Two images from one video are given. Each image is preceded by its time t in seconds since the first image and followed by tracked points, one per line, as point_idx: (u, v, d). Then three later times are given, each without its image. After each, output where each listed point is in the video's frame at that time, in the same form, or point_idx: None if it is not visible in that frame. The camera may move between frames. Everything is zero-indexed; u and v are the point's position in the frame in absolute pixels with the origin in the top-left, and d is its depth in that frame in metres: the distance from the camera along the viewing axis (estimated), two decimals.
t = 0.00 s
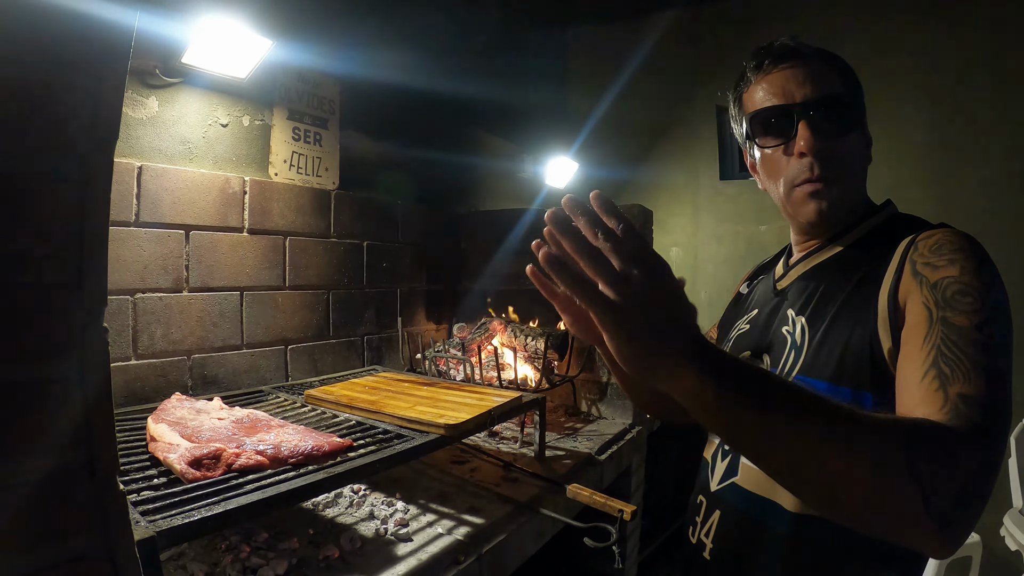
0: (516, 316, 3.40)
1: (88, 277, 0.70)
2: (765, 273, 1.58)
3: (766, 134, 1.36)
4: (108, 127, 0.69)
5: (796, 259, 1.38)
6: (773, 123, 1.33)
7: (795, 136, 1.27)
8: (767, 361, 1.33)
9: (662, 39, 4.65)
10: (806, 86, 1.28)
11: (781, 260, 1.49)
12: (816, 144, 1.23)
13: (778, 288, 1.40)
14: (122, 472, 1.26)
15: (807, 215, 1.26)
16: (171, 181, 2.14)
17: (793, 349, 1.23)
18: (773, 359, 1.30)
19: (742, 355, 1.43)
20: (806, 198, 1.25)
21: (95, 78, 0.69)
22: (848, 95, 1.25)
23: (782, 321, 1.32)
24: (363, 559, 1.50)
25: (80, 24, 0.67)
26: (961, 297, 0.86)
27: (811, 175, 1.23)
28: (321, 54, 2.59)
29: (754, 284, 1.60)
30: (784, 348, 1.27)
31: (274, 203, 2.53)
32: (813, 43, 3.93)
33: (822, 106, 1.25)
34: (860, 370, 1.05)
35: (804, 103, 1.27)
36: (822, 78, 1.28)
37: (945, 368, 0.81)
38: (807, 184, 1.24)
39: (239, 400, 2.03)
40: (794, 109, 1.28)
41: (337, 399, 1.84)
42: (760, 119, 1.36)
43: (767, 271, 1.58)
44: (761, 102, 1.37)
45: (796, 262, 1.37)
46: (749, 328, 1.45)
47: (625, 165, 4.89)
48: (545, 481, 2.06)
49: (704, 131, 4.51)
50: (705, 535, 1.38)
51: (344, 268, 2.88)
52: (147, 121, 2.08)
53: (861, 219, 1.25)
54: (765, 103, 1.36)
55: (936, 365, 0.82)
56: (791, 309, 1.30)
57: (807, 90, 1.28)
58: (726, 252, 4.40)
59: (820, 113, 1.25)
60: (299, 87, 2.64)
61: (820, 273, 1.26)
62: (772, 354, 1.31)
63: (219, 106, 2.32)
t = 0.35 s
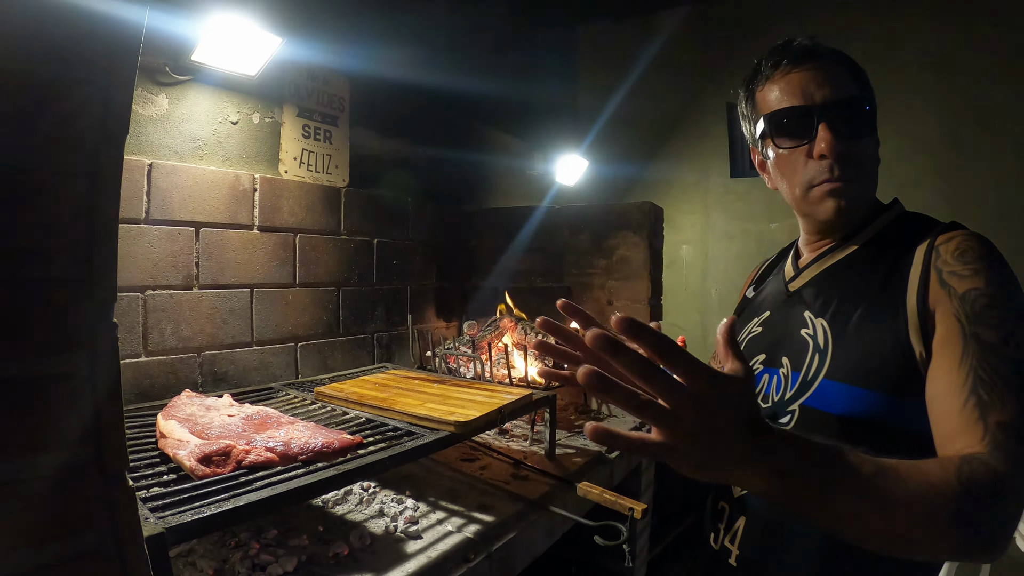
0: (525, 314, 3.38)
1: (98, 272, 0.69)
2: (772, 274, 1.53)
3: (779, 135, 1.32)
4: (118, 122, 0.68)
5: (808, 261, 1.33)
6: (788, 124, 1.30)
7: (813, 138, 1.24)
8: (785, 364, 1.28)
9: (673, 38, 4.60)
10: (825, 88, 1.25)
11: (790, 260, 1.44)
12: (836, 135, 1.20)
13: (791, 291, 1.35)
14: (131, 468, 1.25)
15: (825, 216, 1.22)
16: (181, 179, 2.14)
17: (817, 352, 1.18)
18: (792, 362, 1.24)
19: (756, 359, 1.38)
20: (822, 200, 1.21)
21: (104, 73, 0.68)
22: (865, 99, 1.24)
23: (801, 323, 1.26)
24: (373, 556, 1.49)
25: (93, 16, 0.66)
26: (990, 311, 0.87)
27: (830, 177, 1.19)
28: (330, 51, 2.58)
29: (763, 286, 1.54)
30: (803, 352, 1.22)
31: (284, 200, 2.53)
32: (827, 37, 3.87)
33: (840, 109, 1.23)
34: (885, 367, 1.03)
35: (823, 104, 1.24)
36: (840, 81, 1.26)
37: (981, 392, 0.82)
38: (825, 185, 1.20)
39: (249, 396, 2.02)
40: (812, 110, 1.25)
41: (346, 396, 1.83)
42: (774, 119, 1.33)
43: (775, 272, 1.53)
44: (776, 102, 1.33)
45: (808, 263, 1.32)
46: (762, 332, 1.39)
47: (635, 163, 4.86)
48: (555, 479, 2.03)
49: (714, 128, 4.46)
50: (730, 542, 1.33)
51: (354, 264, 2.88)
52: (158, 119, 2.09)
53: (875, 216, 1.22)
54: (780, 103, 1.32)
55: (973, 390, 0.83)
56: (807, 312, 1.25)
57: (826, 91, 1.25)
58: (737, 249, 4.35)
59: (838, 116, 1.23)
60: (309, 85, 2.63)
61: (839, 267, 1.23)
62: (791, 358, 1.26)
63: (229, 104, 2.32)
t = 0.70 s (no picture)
0: (531, 314, 3.37)
1: (102, 274, 0.69)
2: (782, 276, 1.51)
3: (787, 125, 1.31)
4: (120, 121, 0.68)
5: (820, 262, 1.31)
6: (797, 111, 1.27)
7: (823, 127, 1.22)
8: (800, 373, 1.26)
9: (678, 35, 4.57)
10: (835, 76, 1.24)
11: (800, 261, 1.42)
12: (848, 127, 1.17)
13: (804, 293, 1.32)
14: (138, 470, 1.25)
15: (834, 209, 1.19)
16: (186, 181, 2.14)
17: (839, 358, 1.16)
18: (811, 371, 1.22)
19: (768, 365, 1.37)
20: (832, 192, 1.18)
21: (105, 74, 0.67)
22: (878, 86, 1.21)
23: (818, 329, 1.24)
24: (379, 557, 1.48)
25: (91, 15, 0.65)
26: None
27: (840, 168, 1.17)
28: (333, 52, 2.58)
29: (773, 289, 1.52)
30: (819, 360, 1.21)
31: (290, 200, 2.53)
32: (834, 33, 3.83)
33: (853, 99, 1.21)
34: (910, 372, 1.02)
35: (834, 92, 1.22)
36: (852, 69, 1.24)
37: None
38: (835, 176, 1.17)
39: (256, 397, 2.02)
40: (823, 98, 1.23)
41: (353, 397, 1.83)
42: (783, 108, 1.31)
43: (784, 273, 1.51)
44: (785, 91, 1.32)
45: (821, 265, 1.30)
46: (775, 336, 1.37)
47: (641, 161, 4.83)
48: (562, 479, 2.02)
49: (721, 126, 4.42)
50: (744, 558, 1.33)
51: (359, 265, 2.88)
52: (163, 121, 2.10)
53: (889, 214, 1.20)
54: (789, 92, 1.31)
55: None
56: (824, 315, 1.23)
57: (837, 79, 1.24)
58: (745, 247, 4.32)
59: (849, 102, 1.21)
60: (314, 86, 2.63)
61: (852, 266, 1.20)
62: (808, 365, 1.24)
63: (234, 105, 2.33)
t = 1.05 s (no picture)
0: (531, 310, 3.36)
1: (98, 269, 0.68)
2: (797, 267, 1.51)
3: (794, 107, 1.29)
4: (118, 106, 0.67)
5: (834, 252, 1.31)
6: (805, 94, 1.26)
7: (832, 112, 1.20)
8: (812, 369, 1.26)
9: (681, 31, 4.54)
10: (842, 55, 1.22)
11: (815, 251, 1.42)
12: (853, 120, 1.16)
13: (816, 284, 1.33)
14: (135, 466, 1.25)
15: (844, 197, 1.19)
16: (184, 175, 2.13)
17: (847, 355, 1.16)
18: (822, 366, 1.22)
19: (780, 362, 1.37)
20: (842, 180, 1.18)
21: (104, 69, 0.66)
22: (886, 67, 1.19)
23: (829, 322, 1.24)
24: (378, 554, 1.48)
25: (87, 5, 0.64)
26: None
27: (849, 156, 1.16)
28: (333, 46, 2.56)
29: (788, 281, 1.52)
30: (829, 356, 1.21)
31: (289, 195, 2.52)
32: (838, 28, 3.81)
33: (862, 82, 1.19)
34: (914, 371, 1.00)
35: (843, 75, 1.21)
36: (859, 50, 1.22)
37: None
38: (843, 164, 1.17)
39: (255, 394, 2.02)
40: (828, 79, 1.22)
41: (352, 393, 1.82)
42: (791, 90, 1.29)
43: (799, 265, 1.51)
44: (792, 71, 1.29)
45: (835, 255, 1.30)
46: (787, 330, 1.38)
47: (642, 157, 4.81)
48: (562, 476, 2.01)
49: (723, 121, 4.40)
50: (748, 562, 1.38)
51: (359, 260, 2.87)
52: (162, 116, 2.09)
53: (903, 204, 1.18)
54: (795, 73, 1.29)
55: None
56: (836, 308, 1.23)
57: (845, 62, 1.22)
58: (746, 244, 4.31)
59: (858, 86, 1.19)
60: (314, 81, 2.62)
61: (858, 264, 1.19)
62: (819, 361, 1.24)
63: (233, 100, 2.31)
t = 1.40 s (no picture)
0: (531, 308, 3.36)
1: (92, 268, 0.67)
2: (806, 262, 1.50)
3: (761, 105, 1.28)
4: (112, 103, 0.67)
5: (839, 250, 1.30)
6: (762, 94, 1.25)
7: (781, 117, 1.20)
8: (815, 372, 1.25)
9: (681, 27, 4.52)
10: (778, 60, 1.22)
11: (823, 247, 1.41)
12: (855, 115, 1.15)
13: (823, 281, 1.32)
14: (133, 465, 1.24)
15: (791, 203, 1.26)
16: (182, 173, 2.13)
17: (849, 360, 1.15)
18: (824, 371, 1.22)
19: (785, 362, 1.37)
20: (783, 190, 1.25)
21: (96, 63, 0.65)
22: (855, 62, 1.12)
23: (832, 325, 1.23)
24: (378, 552, 1.48)
25: None
26: None
27: (791, 167, 1.20)
28: (332, 43, 2.56)
29: (797, 275, 1.51)
30: (831, 359, 1.20)
31: (288, 193, 2.52)
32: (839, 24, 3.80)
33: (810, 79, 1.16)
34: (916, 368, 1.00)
35: (798, 76, 1.16)
36: (830, 45, 1.15)
37: None
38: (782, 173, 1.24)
39: (254, 392, 2.01)
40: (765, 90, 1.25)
41: (351, 391, 1.82)
42: (758, 87, 1.27)
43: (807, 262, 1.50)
44: (763, 66, 1.26)
45: (841, 252, 1.29)
46: (792, 329, 1.37)
47: (642, 154, 4.80)
48: (562, 474, 2.01)
49: (722, 118, 4.39)
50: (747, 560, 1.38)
51: (358, 258, 2.86)
52: (160, 114, 2.08)
53: (903, 207, 1.16)
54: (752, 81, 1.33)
55: None
56: (840, 311, 1.22)
57: (806, 60, 1.17)
58: (746, 241, 4.30)
59: (815, 88, 1.15)
60: (312, 78, 2.61)
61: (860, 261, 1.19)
62: (822, 365, 1.23)
63: (231, 97, 2.30)
